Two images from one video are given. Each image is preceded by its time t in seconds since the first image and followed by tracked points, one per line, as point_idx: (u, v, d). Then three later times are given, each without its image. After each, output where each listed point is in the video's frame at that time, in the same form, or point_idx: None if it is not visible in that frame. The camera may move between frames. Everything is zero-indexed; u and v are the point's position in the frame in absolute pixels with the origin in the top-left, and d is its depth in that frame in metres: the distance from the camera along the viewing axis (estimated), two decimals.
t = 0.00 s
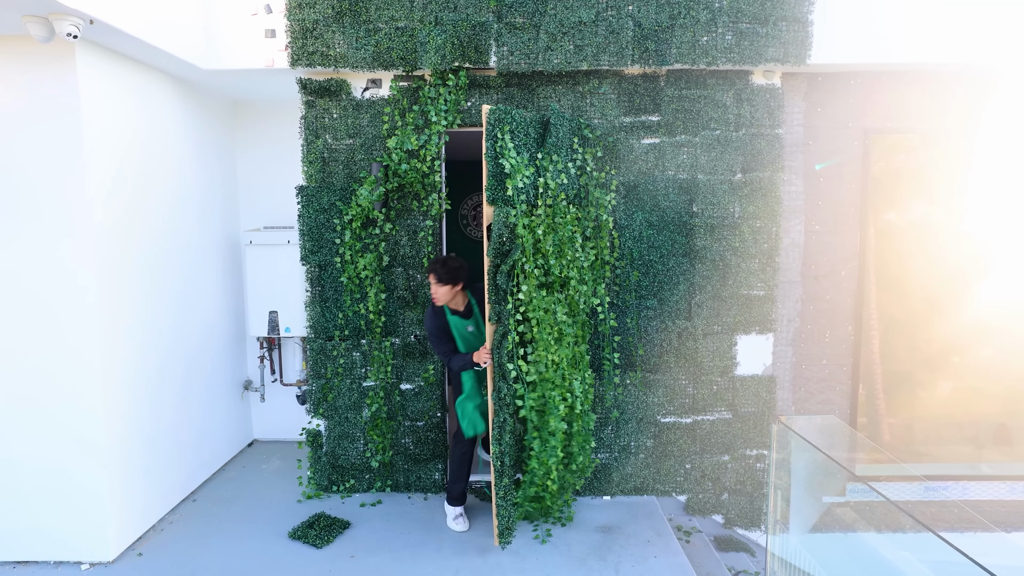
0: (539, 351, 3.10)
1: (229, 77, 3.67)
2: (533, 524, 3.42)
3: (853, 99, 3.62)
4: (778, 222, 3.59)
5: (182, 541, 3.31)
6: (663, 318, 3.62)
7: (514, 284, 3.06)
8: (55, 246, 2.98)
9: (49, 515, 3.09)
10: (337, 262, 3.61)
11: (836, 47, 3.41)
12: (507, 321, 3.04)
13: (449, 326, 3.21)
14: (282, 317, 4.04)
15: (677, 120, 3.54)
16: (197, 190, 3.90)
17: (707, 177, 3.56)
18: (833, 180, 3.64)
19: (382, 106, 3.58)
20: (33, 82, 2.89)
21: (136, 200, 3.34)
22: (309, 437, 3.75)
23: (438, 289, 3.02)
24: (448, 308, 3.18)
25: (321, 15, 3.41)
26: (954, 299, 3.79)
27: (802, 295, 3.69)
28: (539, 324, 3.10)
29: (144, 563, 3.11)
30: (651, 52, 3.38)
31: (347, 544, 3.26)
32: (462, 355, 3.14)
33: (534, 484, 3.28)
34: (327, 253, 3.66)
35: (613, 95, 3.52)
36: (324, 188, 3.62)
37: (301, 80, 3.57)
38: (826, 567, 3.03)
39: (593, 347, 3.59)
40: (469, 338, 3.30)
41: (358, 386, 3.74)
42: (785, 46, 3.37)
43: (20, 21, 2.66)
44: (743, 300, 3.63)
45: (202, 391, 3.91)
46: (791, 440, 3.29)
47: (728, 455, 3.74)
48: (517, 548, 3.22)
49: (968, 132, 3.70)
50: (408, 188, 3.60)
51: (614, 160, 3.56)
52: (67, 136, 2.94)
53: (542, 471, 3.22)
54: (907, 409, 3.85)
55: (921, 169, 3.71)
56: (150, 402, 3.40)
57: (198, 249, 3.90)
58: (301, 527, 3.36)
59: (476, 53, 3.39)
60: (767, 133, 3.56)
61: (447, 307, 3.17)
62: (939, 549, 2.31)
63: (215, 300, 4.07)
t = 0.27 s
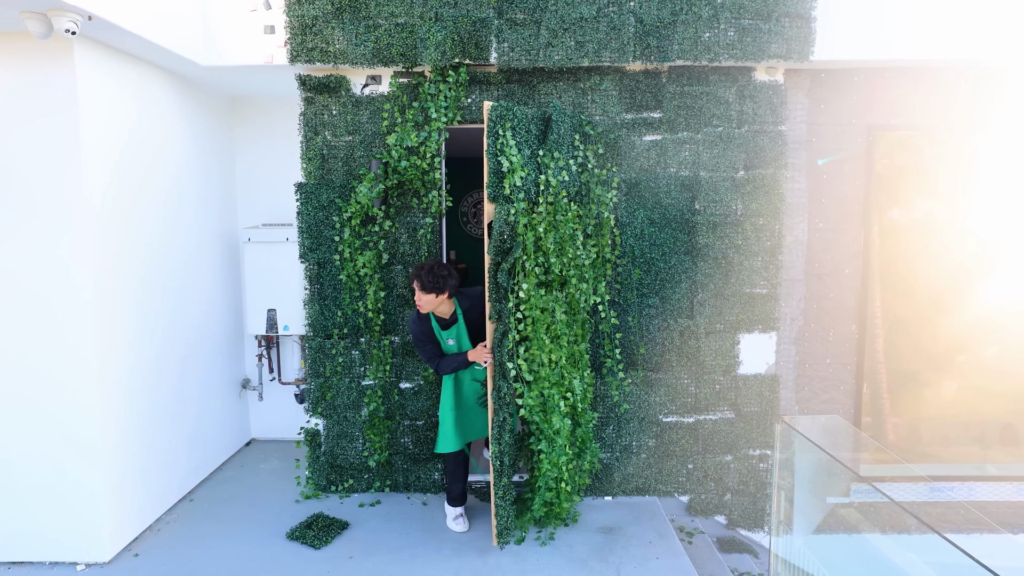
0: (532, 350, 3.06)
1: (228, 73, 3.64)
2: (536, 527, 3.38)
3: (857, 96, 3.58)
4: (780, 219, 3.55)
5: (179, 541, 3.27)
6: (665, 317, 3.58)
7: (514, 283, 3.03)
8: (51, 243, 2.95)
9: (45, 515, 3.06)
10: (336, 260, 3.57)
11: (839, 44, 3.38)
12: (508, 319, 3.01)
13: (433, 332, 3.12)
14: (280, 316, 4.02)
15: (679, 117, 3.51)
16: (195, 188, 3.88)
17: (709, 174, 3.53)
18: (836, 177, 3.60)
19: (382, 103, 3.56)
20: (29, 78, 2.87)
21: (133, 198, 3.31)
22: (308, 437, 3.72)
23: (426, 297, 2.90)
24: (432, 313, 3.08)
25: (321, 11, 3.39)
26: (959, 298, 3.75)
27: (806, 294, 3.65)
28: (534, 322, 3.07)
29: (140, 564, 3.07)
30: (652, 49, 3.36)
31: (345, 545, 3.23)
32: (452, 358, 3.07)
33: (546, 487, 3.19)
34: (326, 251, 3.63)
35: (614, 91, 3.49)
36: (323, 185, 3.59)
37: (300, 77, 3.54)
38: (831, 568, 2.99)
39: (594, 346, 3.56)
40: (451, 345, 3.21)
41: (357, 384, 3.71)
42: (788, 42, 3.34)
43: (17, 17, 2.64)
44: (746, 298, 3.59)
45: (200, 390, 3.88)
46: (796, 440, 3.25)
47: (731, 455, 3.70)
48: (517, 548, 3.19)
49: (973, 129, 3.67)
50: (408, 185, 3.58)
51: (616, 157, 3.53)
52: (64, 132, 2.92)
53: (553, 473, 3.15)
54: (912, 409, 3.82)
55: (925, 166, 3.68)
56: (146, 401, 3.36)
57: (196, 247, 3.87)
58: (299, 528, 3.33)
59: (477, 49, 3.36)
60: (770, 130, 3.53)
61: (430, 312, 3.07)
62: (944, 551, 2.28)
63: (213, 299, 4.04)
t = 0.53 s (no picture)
0: (529, 347, 3.04)
1: (226, 68, 3.60)
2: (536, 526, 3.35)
3: (860, 92, 3.55)
4: (783, 216, 3.53)
5: (177, 541, 3.24)
6: (667, 314, 3.56)
7: (514, 280, 3.02)
8: (47, 239, 2.92)
9: (41, 515, 3.03)
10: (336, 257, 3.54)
11: (843, 40, 3.35)
12: (507, 317, 3.00)
13: (431, 336, 3.06)
14: (279, 313, 3.99)
15: (680, 113, 3.48)
16: (193, 184, 3.84)
17: (712, 171, 3.50)
18: (839, 173, 3.58)
19: (381, 99, 3.52)
20: (25, 74, 2.84)
21: (130, 194, 3.28)
22: (307, 436, 3.69)
23: (435, 300, 2.85)
24: (429, 318, 3.03)
25: (320, 5, 3.35)
26: (963, 295, 3.73)
27: (809, 291, 3.62)
28: (532, 320, 3.04)
29: (137, 563, 3.04)
30: (654, 44, 3.33)
31: (345, 544, 3.20)
32: (452, 358, 3.04)
33: (537, 487, 3.12)
34: (325, 248, 3.60)
35: (616, 87, 3.47)
36: (322, 181, 3.56)
37: (299, 72, 3.51)
38: (834, 568, 2.96)
39: (596, 344, 3.52)
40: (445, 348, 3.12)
41: (356, 382, 3.68)
42: (792, 37, 3.31)
43: (14, 11, 2.59)
44: (749, 296, 3.57)
45: (198, 388, 3.85)
46: (799, 439, 3.21)
47: (733, 454, 3.67)
48: (518, 548, 3.16)
49: (977, 124, 3.64)
50: (408, 181, 3.55)
51: (617, 153, 3.50)
52: (60, 127, 2.89)
53: (545, 472, 3.10)
54: (916, 407, 3.79)
55: (929, 162, 3.65)
56: (143, 399, 3.33)
57: (193, 244, 3.83)
58: (297, 527, 3.29)
59: (477, 45, 3.33)
60: (773, 127, 3.50)
61: (427, 316, 3.02)
62: (949, 550, 2.28)
63: (210, 297, 4.01)
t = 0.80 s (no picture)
0: (527, 345, 3.01)
1: (225, 64, 3.58)
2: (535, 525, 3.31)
3: (864, 88, 3.52)
4: (786, 213, 3.49)
5: (175, 541, 3.22)
6: (668, 312, 3.52)
7: (512, 277, 3.00)
8: (46, 236, 2.90)
9: (39, 514, 3.00)
10: (335, 254, 3.52)
11: (847, 35, 3.31)
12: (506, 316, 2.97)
13: (431, 338, 3.02)
14: (278, 311, 3.97)
15: (683, 109, 3.45)
16: (192, 181, 3.82)
17: (714, 168, 3.47)
18: (842, 170, 3.54)
19: (381, 95, 3.50)
20: (24, 70, 2.82)
21: (129, 191, 3.26)
22: (305, 435, 3.65)
23: (439, 301, 2.82)
24: (429, 321, 3.00)
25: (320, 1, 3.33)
26: (969, 292, 3.69)
27: (812, 289, 3.59)
28: (530, 318, 3.01)
29: (135, 563, 3.02)
30: (656, 40, 3.30)
31: (344, 544, 3.17)
32: (452, 358, 3.02)
33: (534, 486, 3.09)
34: (324, 245, 3.58)
35: (617, 83, 3.44)
36: (321, 178, 3.54)
37: (298, 68, 3.48)
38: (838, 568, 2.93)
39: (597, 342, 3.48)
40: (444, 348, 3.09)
41: (355, 381, 3.65)
42: (795, 33, 3.28)
43: (12, 7, 2.57)
44: (752, 293, 3.53)
45: (197, 387, 3.83)
46: (802, 438, 3.18)
47: (736, 453, 3.64)
48: (519, 548, 3.13)
49: (983, 120, 3.60)
50: (408, 178, 3.52)
51: (619, 150, 3.47)
52: (59, 124, 2.87)
53: (540, 471, 3.08)
54: (921, 406, 3.75)
55: (934, 159, 3.62)
56: (142, 397, 3.31)
57: (192, 243, 3.82)
58: (296, 527, 3.27)
59: (477, 41, 3.30)
60: (776, 123, 3.46)
61: (428, 318, 2.99)
62: (954, 551, 2.25)
63: (209, 295, 3.99)
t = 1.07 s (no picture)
0: (530, 344, 2.97)
1: (223, 60, 3.54)
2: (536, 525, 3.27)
3: (868, 84, 3.49)
4: (790, 211, 3.46)
5: (173, 541, 3.19)
6: (671, 310, 3.50)
7: (514, 276, 2.95)
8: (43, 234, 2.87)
9: (35, 514, 2.97)
10: (335, 252, 3.49)
11: (851, 30, 3.29)
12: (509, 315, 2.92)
13: (431, 332, 2.98)
14: (277, 310, 3.94)
15: (685, 105, 3.42)
16: (190, 178, 3.79)
17: (717, 165, 3.44)
18: (845, 167, 3.52)
19: (381, 92, 3.47)
20: (21, 65, 2.79)
21: (126, 188, 3.23)
22: (304, 433, 3.63)
23: (427, 286, 2.80)
24: (429, 313, 2.98)
25: None
26: (973, 291, 3.67)
27: (816, 287, 3.56)
28: (532, 316, 2.97)
29: (132, 564, 2.98)
30: (658, 36, 3.27)
31: (344, 545, 3.14)
32: (452, 355, 2.97)
33: (536, 486, 3.05)
34: (324, 243, 3.55)
35: (619, 79, 3.41)
36: (321, 175, 3.51)
37: (297, 65, 3.45)
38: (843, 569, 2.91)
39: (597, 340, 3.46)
40: (444, 346, 3.04)
41: (355, 380, 3.62)
42: (798, 29, 3.25)
43: (8, 3, 2.54)
44: (754, 292, 3.50)
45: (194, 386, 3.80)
46: (805, 437, 3.15)
47: (739, 453, 3.61)
48: (521, 548, 3.10)
49: (988, 117, 3.57)
50: (408, 175, 3.49)
51: (621, 147, 3.44)
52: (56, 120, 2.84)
53: (543, 471, 3.02)
54: (925, 405, 3.73)
55: (937, 156, 3.59)
56: (140, 396, 3.28)
57: (190, 241, 3.78)
58: (295, 527, 3.23)
59: (478, 36, 3.28)
60: (779, 120, 3.43)
61: (428, 311, 2.97)
62: (957, 549, 2.23)
63: (208, 293, 3.95)
